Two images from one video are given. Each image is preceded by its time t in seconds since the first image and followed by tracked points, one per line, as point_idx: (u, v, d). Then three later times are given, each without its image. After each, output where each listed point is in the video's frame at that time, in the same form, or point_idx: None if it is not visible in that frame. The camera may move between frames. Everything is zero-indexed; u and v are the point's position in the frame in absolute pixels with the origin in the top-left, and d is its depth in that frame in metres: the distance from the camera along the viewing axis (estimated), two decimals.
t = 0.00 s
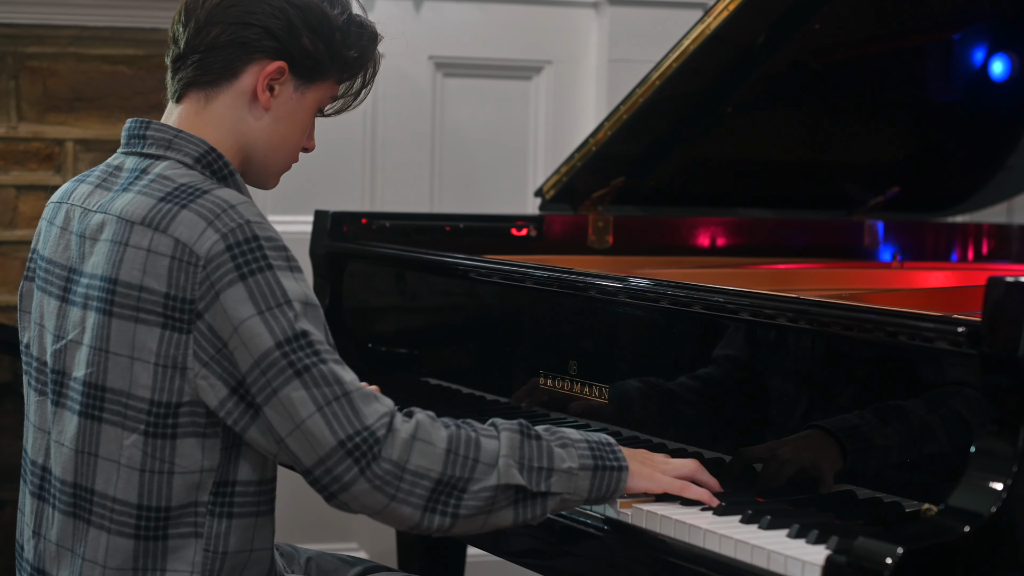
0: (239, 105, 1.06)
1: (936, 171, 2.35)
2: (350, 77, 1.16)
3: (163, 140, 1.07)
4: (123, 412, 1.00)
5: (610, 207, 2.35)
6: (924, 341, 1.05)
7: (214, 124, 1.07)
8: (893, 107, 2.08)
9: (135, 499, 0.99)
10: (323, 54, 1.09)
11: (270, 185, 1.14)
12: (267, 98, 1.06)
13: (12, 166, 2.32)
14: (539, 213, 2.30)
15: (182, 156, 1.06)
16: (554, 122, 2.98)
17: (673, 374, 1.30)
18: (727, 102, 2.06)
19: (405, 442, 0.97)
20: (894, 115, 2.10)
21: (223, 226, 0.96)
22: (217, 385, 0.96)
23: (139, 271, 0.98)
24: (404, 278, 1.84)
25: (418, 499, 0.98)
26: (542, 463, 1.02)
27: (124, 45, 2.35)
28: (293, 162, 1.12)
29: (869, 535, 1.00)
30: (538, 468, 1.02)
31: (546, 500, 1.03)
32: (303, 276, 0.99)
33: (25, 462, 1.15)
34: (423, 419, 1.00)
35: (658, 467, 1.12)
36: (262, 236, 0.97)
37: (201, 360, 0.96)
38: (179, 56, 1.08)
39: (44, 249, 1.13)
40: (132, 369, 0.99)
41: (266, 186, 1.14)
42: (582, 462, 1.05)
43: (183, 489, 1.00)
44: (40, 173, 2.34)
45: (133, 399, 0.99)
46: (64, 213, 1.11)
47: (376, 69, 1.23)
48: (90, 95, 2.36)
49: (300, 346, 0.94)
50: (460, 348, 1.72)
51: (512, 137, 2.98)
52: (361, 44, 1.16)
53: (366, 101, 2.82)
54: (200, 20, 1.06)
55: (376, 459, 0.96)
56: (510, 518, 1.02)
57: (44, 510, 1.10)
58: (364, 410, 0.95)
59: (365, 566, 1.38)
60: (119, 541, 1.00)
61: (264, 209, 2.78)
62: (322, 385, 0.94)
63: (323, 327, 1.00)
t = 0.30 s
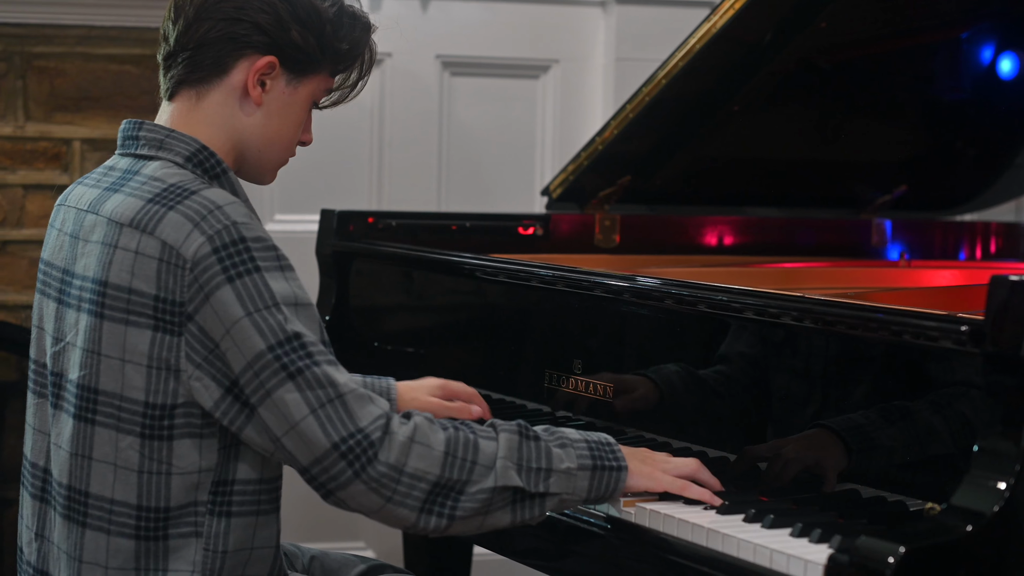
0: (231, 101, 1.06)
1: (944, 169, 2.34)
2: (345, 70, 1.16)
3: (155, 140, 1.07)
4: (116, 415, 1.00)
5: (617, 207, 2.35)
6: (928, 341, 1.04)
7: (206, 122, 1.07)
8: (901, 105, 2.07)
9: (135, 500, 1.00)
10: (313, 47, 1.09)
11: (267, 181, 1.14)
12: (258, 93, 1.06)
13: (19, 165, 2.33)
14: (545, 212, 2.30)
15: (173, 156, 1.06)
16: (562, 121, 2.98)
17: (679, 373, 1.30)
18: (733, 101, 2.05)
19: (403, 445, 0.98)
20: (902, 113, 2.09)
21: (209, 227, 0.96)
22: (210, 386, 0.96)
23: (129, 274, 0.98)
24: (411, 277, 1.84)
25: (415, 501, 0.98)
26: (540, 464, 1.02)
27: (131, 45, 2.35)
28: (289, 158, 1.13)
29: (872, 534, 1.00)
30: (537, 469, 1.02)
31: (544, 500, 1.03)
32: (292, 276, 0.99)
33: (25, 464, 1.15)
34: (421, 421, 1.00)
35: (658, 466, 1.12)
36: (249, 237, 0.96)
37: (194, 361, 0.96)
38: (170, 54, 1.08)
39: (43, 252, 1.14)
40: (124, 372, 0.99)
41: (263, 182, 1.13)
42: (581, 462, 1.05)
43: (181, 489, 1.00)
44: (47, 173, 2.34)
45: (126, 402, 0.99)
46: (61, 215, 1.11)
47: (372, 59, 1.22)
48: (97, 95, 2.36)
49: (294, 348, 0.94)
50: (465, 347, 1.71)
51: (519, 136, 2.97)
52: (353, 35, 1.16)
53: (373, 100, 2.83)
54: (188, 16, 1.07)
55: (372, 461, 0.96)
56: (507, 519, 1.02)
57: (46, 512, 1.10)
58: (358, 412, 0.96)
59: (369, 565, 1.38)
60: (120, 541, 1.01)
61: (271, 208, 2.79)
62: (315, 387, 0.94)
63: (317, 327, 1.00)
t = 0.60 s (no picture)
0: (229, 98, 1.06)
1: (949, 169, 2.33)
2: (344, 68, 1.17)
3: (153, 139, 1.07)
4: (112, 415, 1.00)
5: (622, 206, 2.35)
6: (931, 341, 1.04)
7: (204, 119, 1.07)
8: (907, 104, 2.06)
9: (135, 500, 1.00)
10: (312, 43, 1.09)
11: (267, 181, 1.14)
12: (257, 89, 1.06)
13: (25, 165, 2.33)
14: (551, 212, 2.30)
15: (169, 155, 1.06)
16: (568, 121, 2.98)
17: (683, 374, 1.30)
18: (737, 101, 2.05)
19: (401, 447, 0.97)
20: (907, 113, 2.09)
21: (201, 227, 0.96)
22: (207, 385, 0.97)
23: (123, 275, 0.98)
24: (416, 277, 1.84)
25: (413, 502, 0.98)
26: (540, 465, 1.02)
27: (137, 44, 2.36)
28: (288, 155, 1.12)
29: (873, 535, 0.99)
30: (536, 470, 1.02)
31: (543, 501, 1.03)
32: (287, 274, 0.99)
33: (28, 465, 1.15)
34: (420, 423, 1.00)
35: (659, 467, 1.11)
36: (241, 236, 0.96)
37: (190, 361, 0.97)
38: (168, 52, 1.08)
39: (46, 252, 1.15)
40: (120, 372, 0.99)
41: (261, 181, 1.13)
42: (580, 463, 1.04)
43: (181, 489, 1.00)
44: (53, 172, 2.35)
45: (123, 403, 0.99)
46: (62, 215, 1.12)
47: (371, 59, 1.23)
48: (103, 95, 2.36)
49: (289, 347, 0.94)
50: (470, 346, 1.72)
51: (526, 136, 2.97)
52: (352, 33, 1.16)
53: (379, 100, 2.83)
54: (187, 12, 1.07)
55: (369, 462, 0.96)
56: (505, 519, 1.02)
57: (48, 512, 1.11)
58: (354, 412, 0.96)
59: (372, 565, 1.38)
60: (122, 541, 1.01)
61: (278, 207, 2.80)
62: (312, 387, 0.94)
63: (314, 326, 1.00)
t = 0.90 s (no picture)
0: (242, 100, 1.06)
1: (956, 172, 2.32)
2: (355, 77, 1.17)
3: (160, 140, 1.07)
4: (117, 415, 1.00)
5: (628, 207, 2.34)
6: (934, 342, 1.03)
7: (215, 120, 1.07)
8: (913, 105, 2.05)
9: (138, 500, 1.00)
10: (327, 50, 1.09)
11: (270, 186, 1.14)
12: (271, 93, 1.06)
13: (31, 164, 2.34)
14: (557, 212, 2.30)
15: (176, 156, 1.06)
16: (574, 121, 2.97)
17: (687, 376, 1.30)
18: (743, 102, 2.04)
19: (402, 452, 0.97)
20: (914, 114, 2.08)
21: (206, 230, 0.96)
22: (210, 387, 0.96)
23: (127, 275, 0.98)
24: (422, 277, 1.84)
25: (414, 506, 0.98)
26: (541, 469, 1.02)
27: (143, 44, 2.36)
28: (295, 162, 1.13)
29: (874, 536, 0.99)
30: (538, 474, 1.02)
31: (545, 505, 1.03)
32: (292, 279, 0.99)
33: (32, 463, 1.15)
34: (421, 429, 1.00)
35: (661, 469, 1.11)
36: (246, 240, 0.96)
37: (193, 364, 0.97)
38: (183, 50, 1.07)
39: (51, 248, 1.15)
40: (124, 373, 0.99)
41: (266, 186, 1.13)
42: (582, 467, 1.04)
43: (184, 490, 1.00)
44: (59, 172, 2.36)
45: (127, 403, 0.99)
46: (68, 213, 1.12)
47: (380, 71, 1.23)
48: (110, 95, 2.37)
49: (293, 351, 0.94)
50: (475, 347, 1.72)
51: (532, 136, 2.96)
52: (365, 42, 1.16)
53: (385, 100, 2.83)
54: (203, 14, 1.07)
55: (370, 467, 0.96)
56: (507, 523, 1.02)
57: (50, 509, 1.11)
58: (356, 417, 0.96)
59: (375, 565, 1.38)
60: (124, 540, 1.02)
61: (284, 207, 2.80)
62: (314, 392, 0.94)
63: (318, 330, 1.00)
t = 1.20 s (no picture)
0: (246, 104, 1.06)
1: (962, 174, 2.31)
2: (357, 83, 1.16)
3: (160, 139, 1.07)
4: (120, 414, 1.00)
5: (634, 208, 2.34)
6: (936, 343, 1.03)
7: (217, 122, 1.07)
8: (920, 106, 2.04)
9: (141, 499, 1.01)
10: (333, 58, 1.09)
11: (269, 189, 1.14)
12: (275, 98, 1.06)
13: (37, 164, 2.35)
14: (562, 213, 2.30)
15: (177, 155, 1.06)
16: (580, 122, 2.97)
17: (689, 377, 1.29)
18: (749, 102, 2.04)
19: (408, 445, 0.97)
20: (921, 115, 2.07)
21: (209, 229, 0.96)
22: (212, 386, 0.96)
23: (130, 274, 0.99)
24: (427, 278, 1.84)
25: (421, 499, 0.98)
26: (547, 461, 1.02)
27: (149, 44, 2.37)
28: (294, 166, 1.13)
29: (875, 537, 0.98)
30: (543, 466, 1.02)
31: (550, 498, 1.03)
32: (295, 276, 0.99)
33: (35, 462, 1.15)
34: (426, 421, 1.00)
35: (666, 464, 1.11)
36: (249, 238, 0.96)
37: (196, 362, 0.97)
38: (188, 51, 1.07)
39: (50, 246, 1.15)
40: (127, 372, 0.99)
41: (264, 189, 1.14)
42: (588, 459, 1.04)
43: (188, 489, 1.00)
44: (65, 172, 2.36)
45: (130, 402, 0.99)
46: (68, 211, 1.12)
47: (381, 78, 1.22)
48: (115, 95, 2.38)
49: (297, 348, 0.94)
50: (480, 347, 1.71)
51: (538, 138, 2.96)
52: (370, 51, 1.17)
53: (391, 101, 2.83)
54: (211, 16, 1.07)
55: (376, 461, 0.96)
56: (513, 516, 1.02)
57: (52, 508, 1.11)
58: (361, 412, 0.96)
59: (378, 565, 1.38)
60: (127, 539, 1.02)
61: (290, 208, 2.80)
62: (318, 387, 0.94)
63: (321, 328, 1.00)
